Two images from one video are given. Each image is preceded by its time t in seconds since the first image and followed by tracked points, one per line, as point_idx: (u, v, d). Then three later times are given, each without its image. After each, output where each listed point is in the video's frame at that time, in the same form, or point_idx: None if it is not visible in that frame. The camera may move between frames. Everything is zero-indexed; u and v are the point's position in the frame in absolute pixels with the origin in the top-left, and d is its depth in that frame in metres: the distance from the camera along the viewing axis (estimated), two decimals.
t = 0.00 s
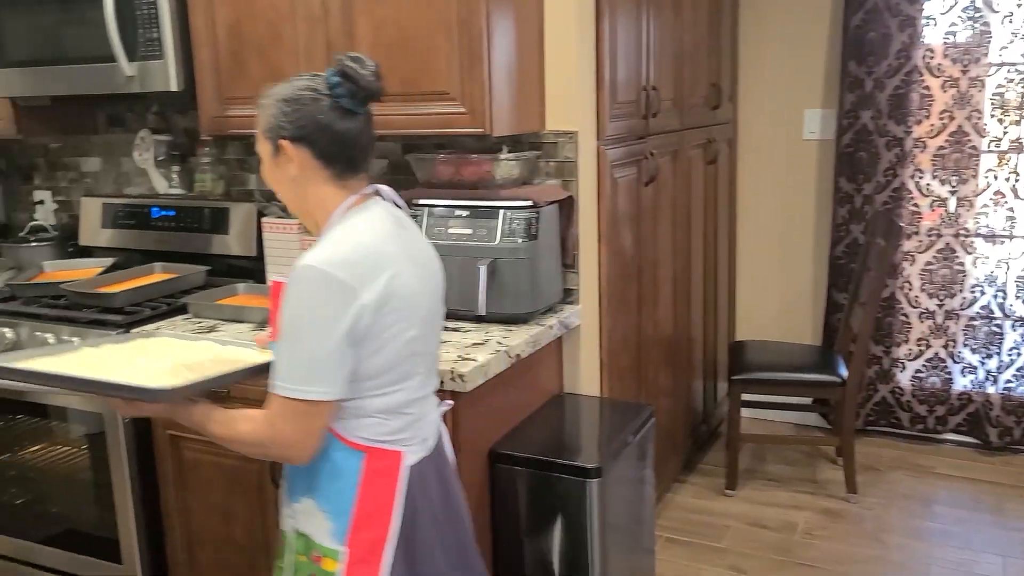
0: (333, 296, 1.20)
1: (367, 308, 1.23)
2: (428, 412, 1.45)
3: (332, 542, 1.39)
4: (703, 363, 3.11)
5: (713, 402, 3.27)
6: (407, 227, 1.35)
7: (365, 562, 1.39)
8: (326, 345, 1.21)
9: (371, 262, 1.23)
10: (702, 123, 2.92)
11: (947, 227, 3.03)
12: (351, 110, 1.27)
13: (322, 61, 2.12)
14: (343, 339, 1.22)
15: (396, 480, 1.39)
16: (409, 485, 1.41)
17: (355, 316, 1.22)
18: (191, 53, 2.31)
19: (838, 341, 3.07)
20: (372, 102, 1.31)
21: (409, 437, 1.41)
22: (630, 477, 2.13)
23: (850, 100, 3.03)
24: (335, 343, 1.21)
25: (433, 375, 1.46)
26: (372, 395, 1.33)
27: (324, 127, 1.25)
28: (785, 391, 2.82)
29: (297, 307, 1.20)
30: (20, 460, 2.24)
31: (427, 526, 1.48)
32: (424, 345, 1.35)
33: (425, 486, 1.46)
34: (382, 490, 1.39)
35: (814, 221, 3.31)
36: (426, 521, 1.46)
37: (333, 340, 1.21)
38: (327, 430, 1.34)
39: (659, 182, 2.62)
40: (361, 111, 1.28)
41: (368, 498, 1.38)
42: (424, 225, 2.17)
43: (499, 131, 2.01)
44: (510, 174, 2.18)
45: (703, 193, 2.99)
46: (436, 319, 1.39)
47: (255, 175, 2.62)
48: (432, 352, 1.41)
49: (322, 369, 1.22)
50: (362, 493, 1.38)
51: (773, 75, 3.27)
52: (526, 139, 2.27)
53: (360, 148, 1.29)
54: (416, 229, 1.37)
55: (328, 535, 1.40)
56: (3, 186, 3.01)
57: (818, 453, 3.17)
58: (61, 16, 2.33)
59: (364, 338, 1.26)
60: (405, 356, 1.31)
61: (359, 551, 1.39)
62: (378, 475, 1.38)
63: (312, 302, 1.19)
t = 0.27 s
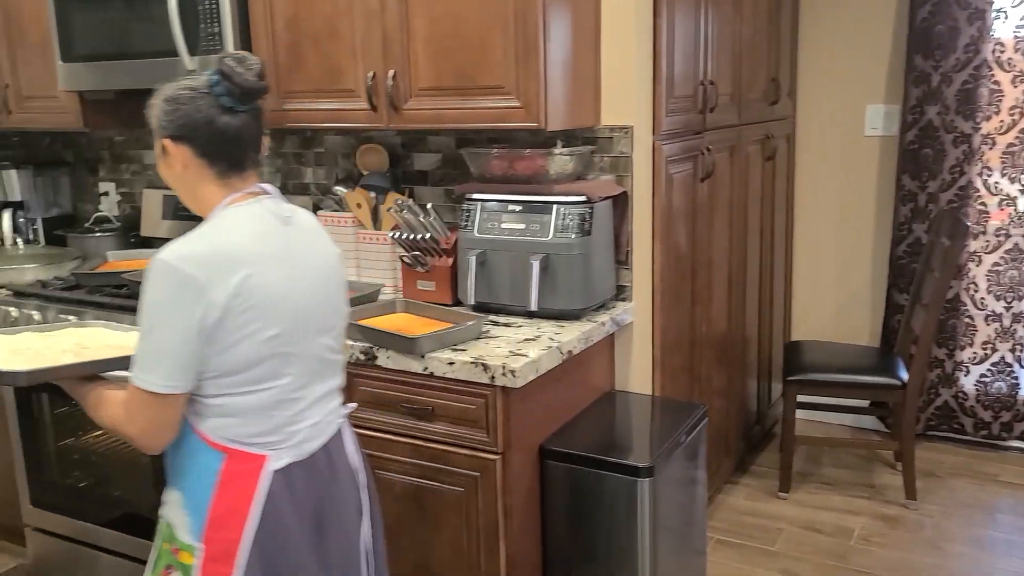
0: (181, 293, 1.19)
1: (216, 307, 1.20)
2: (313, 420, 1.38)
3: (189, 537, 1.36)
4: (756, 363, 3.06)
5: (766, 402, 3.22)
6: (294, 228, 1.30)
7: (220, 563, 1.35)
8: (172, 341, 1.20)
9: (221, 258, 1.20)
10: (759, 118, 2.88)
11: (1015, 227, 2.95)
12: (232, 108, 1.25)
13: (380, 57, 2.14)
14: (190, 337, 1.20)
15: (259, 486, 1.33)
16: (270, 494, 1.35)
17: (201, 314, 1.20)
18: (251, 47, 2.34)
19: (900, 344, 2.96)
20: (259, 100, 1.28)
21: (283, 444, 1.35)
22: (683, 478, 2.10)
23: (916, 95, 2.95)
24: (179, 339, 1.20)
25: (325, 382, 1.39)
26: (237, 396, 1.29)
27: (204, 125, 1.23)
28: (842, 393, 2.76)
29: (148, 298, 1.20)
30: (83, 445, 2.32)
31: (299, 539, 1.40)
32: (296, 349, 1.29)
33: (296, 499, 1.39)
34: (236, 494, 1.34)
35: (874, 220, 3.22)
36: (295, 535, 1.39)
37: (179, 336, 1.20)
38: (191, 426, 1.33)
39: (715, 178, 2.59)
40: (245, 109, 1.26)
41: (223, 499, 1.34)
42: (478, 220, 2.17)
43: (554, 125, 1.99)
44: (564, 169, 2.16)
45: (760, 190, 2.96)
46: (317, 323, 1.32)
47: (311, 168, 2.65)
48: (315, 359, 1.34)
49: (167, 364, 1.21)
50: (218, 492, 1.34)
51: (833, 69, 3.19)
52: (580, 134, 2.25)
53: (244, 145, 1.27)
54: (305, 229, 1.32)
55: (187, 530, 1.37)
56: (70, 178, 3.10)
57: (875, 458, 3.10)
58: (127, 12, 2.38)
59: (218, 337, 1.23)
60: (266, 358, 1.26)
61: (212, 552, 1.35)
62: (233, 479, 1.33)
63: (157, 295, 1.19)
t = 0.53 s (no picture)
0: (44, 288, 1.24)
1: (78, 304, 1.25)
2: (188, 420, 1.42)
3: (56, 522, 1.44)
4: (803, 364, 3.02)
5: (812, 404, 3.17)
6: (180, 232, 1.36)
7: (80, 548, 1.41)
8: (36, 335, 1.25)
9: (83, 255, 1.25)
10: (808, 115, 2.84)
11: None
12: (120, 112, 1.31)
13: (427, 53, 2.14)
14: (54, 331, 1.26)
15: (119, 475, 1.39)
16: (128, 489, 1.39)
17: (64, 310, 1.25)
18: (299, 44, 2.36)
19: (953, 347, 2.89)
20: (151, 104, 1.34)
21: (152, 439, 1.40)
22: (729, 480, 2.07)
23: (973, 91, 2.88)
24: (43, 332, 1.25)
25: (203, 383, 1.43)
26: (109, 390, 1.35)
27: (97, 128, 1.29)
28: (892, 395, 2.71)
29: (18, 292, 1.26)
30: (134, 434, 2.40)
31: (162, 538, 1.44)
32: (161, 349, 1.34)
33: (156, 498, 1.42)
34: (96, 484, 1.39)
35: (927, 220, 3.15)
36: (154, 534, 1.42)
37: (43, 330, 1.25)
38: (66, 416, 1.40)
39: (763, 176, 2.56)
40: (137, 112, 1.32)
41: (85, 486, 1.40)
42: (522, 217, 2.15)
43: (601, 122, 1.98)
44: (610, 167, 2.14)
45: (809, 188, 2.91)
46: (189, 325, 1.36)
47: (357, 165, 2.67)
48: (188, 359, 1.38)
49: (34, 356, 1.27)
50: (82, 481, 1.40)
51: (886, 64, 3.12)
52: (627, 131, 2.24)
53: (139, 146, 1.33)
54: (193, 235, 1.37)
55: (56, 515, 1.44)
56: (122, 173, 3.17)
57: (924, 462, 3.03)
58: (178, 11, 2.42)
59: (83, 332, 1.28)
60: (126, 355, 1.31)
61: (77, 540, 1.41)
62: (93, 470, 1.39)
63: (26, 290, 1.25)
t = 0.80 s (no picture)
0: None
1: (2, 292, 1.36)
2: (123, 409, 1.48)
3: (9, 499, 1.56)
4: (847, 366, 2.97)
5: (856, 407, 3.12)
6: (122, 231, 1.42)
7: (23, 526, 1.52)
8: None
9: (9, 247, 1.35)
10: (857, 112, 2.79)
11: None
12: (68, 119, 1.41)
13: (472, 50, 2.14)
14: None
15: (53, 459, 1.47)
16: (61, 470, 1.47)
17: None
18: (345, 40, 2.37)
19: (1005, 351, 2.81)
20: (101, 113, 1.44)
21: (86, 424, 1.47)
22: (775, 483, 2.04)
23: None
24: None
25: (143, 374, 1.49)
26: (42, 375, 1.44)
27: (47, 132, 1.40)
28: (940, 400, 2.64)
29: None
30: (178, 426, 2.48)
31: (100, 518, 1.50)
32: (88, 340, 1.41)
33: (91, 484, 1.49)
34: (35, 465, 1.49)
35: (978, 220, 3.09)
36: (89, 518, 1.49)
37: None
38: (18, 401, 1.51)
39: (810, 174, 2.52)
40: (85, 120, 1.42)
41: (27, 468, 1.50)
42: (565, 215, 2.14)
43: (647, 118, 1.96)
44: (655, 164, 2.12)
45: (856, 186, 2.85)
46: (122, 319, 1.42)
47: (399, 161, 2.69)
48: (122, 351, 1.44)
49: None
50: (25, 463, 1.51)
51: (937, 61, 3.06)
52: (673, 128, 2.21)
53: (84, 151, 1.43)
54: (135, 236, 1.43)
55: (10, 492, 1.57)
56: (169, 168, 3.22)
57: (973, 468, 2.97)
58: (225, 8, 2.45)
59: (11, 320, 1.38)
60: (52, 342, 1.40)
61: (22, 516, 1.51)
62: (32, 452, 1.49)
63: None
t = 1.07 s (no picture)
0: None
1: None
2: (78, 382, 1.56)
3: None
4: (883, 368, 2.93)
5: (892, 410, 3.08)
6: (85, 218, 1.51)
7: None
8: None
9: None
10: (897, 112, 2.74)
11: None
12: (46, 121, 1.50)
13: (508, 47, 2.14)
14: None
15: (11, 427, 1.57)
16: (20, 434, 1.57)
17: None
18: (381, 38, 2.38)
19: None
20: (77, 114, 1.53)
21: (40, 394, 1.56)
22: (811, 486, 2.02)
23: None
24: None
25: (97, 351, 1.56)
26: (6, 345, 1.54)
27: (28, 132, 1.51)
28: (980, 405, 2.58)
29: None
30: (213, 419, 2.53)
31: (54, 481, 1.58)
32: (45, 314, 1.50)
33: (47, 450, 1.57)
34: None
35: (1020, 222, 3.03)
36: (46, 482, 1.57)
37: None
38: None
39: (849, 174, 2.49)
40: (60, 122, 1.51)
41: None
42: (600, 214, 2.12)
43: (685, 116, 1.94)
44: (692, 163, 2.11)
45: (895, 186, 2.81)
46: (77, 297, 1.50)
47: (434, 159, 2.70)
48: (74, 326, 1.52)
49: None
50: None
51: (979, 59, 3.00)
52: (710, 127, 2.19)
53: (61, 150, 1.52)
54: (100, 224, 1.51)
55: None
56: (206, 164, 3.26)
57: (1012, 475, 2.92)
58: (264, 6, 2.47)
59: None
60: (10, 314, 1.49)
61: None
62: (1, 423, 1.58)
63: None
